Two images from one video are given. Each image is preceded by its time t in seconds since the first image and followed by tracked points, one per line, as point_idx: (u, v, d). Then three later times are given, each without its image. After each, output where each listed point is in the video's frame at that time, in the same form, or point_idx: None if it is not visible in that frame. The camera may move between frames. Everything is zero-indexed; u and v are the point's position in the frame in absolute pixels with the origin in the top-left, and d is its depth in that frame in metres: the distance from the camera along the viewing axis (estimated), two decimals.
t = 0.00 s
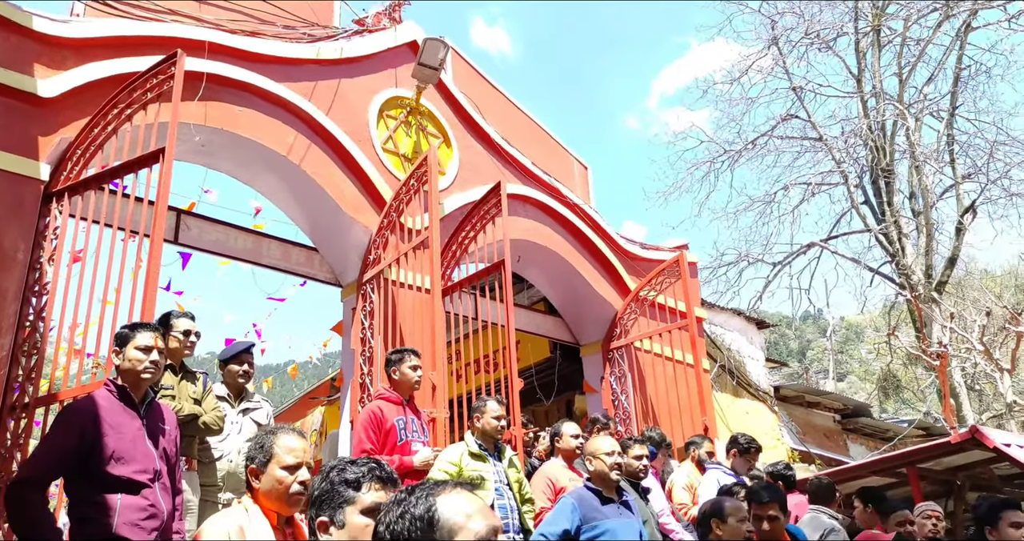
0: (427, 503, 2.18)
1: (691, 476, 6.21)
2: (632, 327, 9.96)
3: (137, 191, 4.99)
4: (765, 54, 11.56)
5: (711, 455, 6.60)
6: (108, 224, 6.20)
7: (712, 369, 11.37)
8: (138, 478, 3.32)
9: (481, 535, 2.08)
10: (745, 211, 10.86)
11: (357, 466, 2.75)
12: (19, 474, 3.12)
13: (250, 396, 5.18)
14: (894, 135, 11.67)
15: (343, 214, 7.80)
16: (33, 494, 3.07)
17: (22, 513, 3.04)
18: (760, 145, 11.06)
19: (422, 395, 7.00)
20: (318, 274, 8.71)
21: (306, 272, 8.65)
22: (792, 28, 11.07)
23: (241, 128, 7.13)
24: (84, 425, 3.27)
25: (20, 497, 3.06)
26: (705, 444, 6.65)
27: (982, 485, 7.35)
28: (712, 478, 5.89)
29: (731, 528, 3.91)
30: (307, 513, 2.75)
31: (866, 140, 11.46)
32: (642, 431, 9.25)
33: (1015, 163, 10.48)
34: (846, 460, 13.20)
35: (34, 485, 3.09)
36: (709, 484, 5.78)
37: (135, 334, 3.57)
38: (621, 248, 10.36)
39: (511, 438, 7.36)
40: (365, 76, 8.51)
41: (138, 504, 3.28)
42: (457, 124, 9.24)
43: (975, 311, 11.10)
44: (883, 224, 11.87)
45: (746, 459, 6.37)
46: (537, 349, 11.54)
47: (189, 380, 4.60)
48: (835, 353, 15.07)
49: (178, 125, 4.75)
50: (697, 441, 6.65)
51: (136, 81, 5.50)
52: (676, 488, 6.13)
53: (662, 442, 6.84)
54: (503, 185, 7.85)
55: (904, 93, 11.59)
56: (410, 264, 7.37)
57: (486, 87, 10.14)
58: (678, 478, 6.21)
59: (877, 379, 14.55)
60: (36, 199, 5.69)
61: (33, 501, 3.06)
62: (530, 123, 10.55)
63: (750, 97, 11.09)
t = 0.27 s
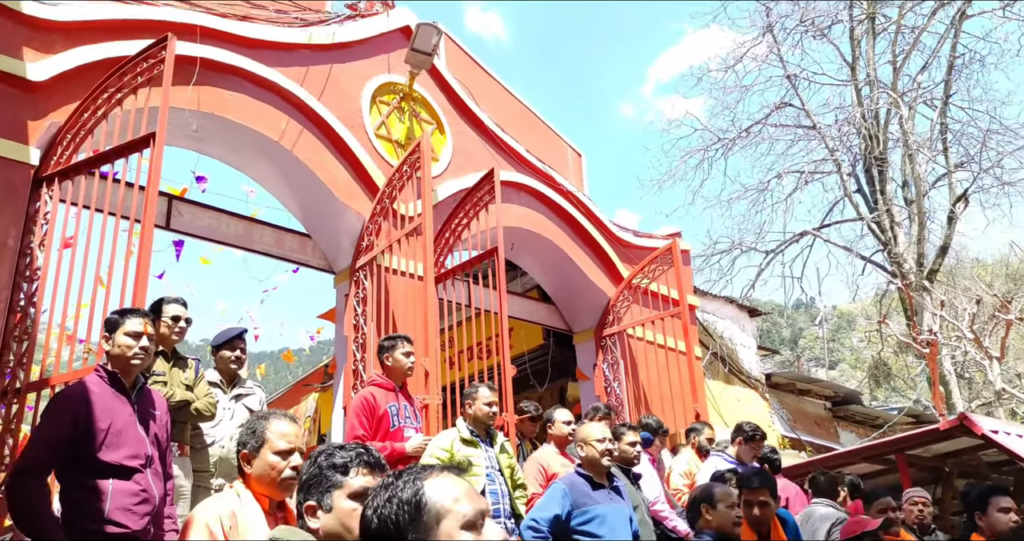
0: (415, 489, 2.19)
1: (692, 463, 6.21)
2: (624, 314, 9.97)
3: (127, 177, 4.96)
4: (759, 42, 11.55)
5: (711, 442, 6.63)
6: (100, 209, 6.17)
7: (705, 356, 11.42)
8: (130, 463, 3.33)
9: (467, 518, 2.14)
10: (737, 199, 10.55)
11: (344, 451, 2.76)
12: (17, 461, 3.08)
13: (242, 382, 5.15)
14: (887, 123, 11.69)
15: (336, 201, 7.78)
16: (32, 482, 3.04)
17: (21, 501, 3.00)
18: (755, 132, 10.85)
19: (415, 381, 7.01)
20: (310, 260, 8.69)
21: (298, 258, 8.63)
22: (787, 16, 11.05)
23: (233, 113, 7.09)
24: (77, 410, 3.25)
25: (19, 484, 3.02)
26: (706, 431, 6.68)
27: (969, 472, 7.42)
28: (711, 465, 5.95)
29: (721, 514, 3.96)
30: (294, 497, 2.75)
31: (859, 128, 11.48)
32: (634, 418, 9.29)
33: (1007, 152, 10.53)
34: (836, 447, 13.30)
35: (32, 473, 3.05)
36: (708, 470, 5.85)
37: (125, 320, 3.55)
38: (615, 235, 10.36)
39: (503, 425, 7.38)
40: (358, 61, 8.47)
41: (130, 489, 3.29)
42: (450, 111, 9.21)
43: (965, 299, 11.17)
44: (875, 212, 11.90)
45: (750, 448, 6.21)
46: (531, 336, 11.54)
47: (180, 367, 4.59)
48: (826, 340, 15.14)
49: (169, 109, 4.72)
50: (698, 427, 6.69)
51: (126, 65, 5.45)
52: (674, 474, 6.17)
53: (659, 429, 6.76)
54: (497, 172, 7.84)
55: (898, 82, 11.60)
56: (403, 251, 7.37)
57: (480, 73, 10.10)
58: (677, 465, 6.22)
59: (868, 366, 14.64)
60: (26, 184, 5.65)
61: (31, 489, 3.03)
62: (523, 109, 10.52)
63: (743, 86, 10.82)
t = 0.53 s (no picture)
0: (401, 473, 2.19)
1: (691, 449, 6.20)
2: (615, 302, 10.01)
3: (114, 161, 4.92)
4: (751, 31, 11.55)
5: (712, 428, 6.61)
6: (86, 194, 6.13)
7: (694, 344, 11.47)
8: (117, 450, 3.33)
9: (454, 502, 2.13)
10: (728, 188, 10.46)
11: (328, 438, 2.75)
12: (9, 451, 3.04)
13: (232, 369, 5.17)
14: (877, 113, 11.72)
15: (327, 187, 7.75)
16: (26, 475, 3.00)
17: (14, 495, 2.95)
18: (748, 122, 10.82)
19: (406, 368, 7.02)
20: (301, 247, 8.66)
21: (289, 245, 8.61)
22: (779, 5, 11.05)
23: (222, 98, 7.04)
24: (66, 398, 3.24)
25: (13, 478, 2.98)
26: (704, 418, 6.67)
27: (954, 459, 7.49)
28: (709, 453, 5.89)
29: (708, 499, 3.98)
30: (279, 485, 2.73)
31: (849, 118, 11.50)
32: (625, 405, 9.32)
33: (995, 143, 10.58)
34: (824, 434, 13.39)
35: (27, 465, 3.02)
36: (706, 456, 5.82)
37: (110, 306, 3.54)
38: (606, 223, 10.37)
39: (494, 411, 7.40)
40: (349, 46, 8.42)
41: (118, 476, 3.28)
42: (442, 97, 9.17)
43: (952, 289, 11.23)
44: (864, 202, 11.94)
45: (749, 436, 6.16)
46: (522, 324, 11.53)
47: (168, 353, 4.57)
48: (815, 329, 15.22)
49: (156, 93, 4.68)
50: (697, 414, 6.68)
51: (113, 47, 5.41)
52: (672, 460, 6.17)
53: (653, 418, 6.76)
54: (488, 159, 7.82)
55: (888, 72, 11.61)
56: (394, 238, 7.35)
57: (472, 59, 10.05)
58: (676, 450, 6.23)
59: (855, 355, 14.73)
60: (11, 168, 5.61)
61: (25, 481, 2.99)
62: (515, 96, 10.48)
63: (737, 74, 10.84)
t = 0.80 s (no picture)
0: (387, 458, 2.17)
1: (684, 437, 6.23)
2: (605, 291, 10.03)
3: (97, 146, 4.88)
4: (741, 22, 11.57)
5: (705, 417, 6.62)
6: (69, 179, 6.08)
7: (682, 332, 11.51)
8: (101, 437, 3.31)
9: (440, 487, 2.12)
10: (720, 178, 11.98)
11: (318, 425, 2.72)
12: None
13: (219, 356, 5.14)
14: (864, 105, 11.78)
15: (315, 173, 7.71)
16: (8, 463, 3.03)
17: None
18: (736, 113, 12.33)
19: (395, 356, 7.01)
20: (289, 234, 8.62)
21: (276, 232, 8.57)
22: None
23: (208, 83, 6.98)
24: (48, 384, 3.24)
25: None
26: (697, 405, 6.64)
27: (935, 446, 7.57)
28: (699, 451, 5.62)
29: (693, 485, 3.99)
30: (266, 471, 2.71)
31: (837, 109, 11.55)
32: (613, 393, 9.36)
33: (979, 135, 10.65)
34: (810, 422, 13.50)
35: (9, 453, 3.04)
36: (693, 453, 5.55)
37: (92, 291, 3.52)
38: (596, 212, 10.38)
39: (483, 399, 7.42)
40: (337, 32, 8.36)
41: (102, 463, 3.27)
42: (432, 84, 9.14)
43: (936, 278, 11.31)
44: (851, 192, 12.00)
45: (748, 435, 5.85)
46: (512, 312, 11.56)
47: (153, 341, 4.55)
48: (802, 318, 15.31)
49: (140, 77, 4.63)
50: (689, 402, 6.65)
51: (96, 30, 5.35)
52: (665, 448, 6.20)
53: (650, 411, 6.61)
54: (479, 147, 7.80)
55: (876, 64, 11.65)
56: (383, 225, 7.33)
57: (463, 46, 10.01)
58: (669, 437, 6.27)
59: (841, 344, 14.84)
60: None
61: (6, 470, 3.03)
62: (506, 84, 10.45)
63: (726, 65, 12.17)
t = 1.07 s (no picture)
0: (371, 446, 2.16)
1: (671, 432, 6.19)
2: (592, 281, 10.04)
3: (78, 130, 4.82)
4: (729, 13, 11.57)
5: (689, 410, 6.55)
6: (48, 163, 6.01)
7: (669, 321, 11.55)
8: (80, 425, 3.29)
9: (424, 475, 2.11)
10: (708, 169, 11.68)
11: (305, 413, 2.69)
12: None
13: (203, 344, 5.11)
14: (850, 97, 11.81)
15: (301, 160, 7.66)
16: None
17: None
18: (725, 104, 11.87)
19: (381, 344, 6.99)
20: (275, 221, 8.57)
21: (261, 219, 8.51)
22: None
23: (192, 67, 6.92)
24: (27, 371, 3.23)
25: None
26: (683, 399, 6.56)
27: (916, 433, 7.64)
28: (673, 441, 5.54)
29: (675, 473, 4.00)
30: (251, 458, 2.68)
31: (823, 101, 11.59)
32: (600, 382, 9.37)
33: (963, 128, 10.71)
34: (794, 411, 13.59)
35: None
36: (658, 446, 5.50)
37: (74, 277, 3.48)
38: (584, 202, 10.38)
39: (469, 387, 7.42)
40: (324, 17, 8.30)
41: (80, 451, 3.25)
42: (420, 71, 9.08)
43: (919, 269, 11.39)
44: (836, 184, 12.06)
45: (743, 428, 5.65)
46: (499, 302, 11.57)
47: (135, 328, 4.52)
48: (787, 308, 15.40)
49: (121, 60, 4.58)
50: (674, 396, 6.57)
51: (76, 12, 5.40)
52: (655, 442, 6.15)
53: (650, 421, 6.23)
54: (466, 134, 7.76)
55: (862, 56, 11.68)
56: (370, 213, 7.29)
57: (451, 33, 9.95)
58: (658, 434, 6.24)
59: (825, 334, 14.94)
60: None
61: None
62: (495, 73, 10.41)
63: (716, 56, 11.80)
